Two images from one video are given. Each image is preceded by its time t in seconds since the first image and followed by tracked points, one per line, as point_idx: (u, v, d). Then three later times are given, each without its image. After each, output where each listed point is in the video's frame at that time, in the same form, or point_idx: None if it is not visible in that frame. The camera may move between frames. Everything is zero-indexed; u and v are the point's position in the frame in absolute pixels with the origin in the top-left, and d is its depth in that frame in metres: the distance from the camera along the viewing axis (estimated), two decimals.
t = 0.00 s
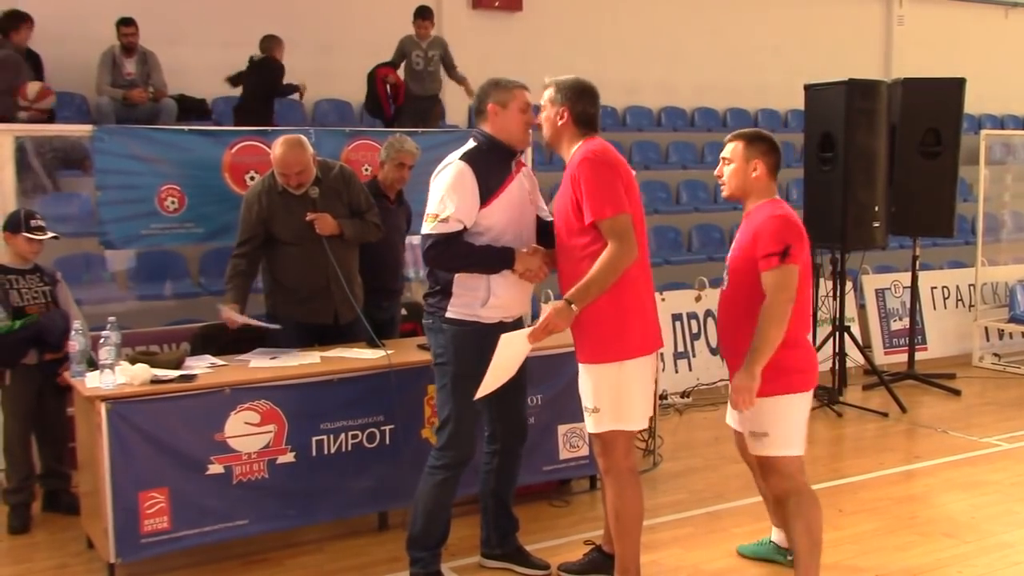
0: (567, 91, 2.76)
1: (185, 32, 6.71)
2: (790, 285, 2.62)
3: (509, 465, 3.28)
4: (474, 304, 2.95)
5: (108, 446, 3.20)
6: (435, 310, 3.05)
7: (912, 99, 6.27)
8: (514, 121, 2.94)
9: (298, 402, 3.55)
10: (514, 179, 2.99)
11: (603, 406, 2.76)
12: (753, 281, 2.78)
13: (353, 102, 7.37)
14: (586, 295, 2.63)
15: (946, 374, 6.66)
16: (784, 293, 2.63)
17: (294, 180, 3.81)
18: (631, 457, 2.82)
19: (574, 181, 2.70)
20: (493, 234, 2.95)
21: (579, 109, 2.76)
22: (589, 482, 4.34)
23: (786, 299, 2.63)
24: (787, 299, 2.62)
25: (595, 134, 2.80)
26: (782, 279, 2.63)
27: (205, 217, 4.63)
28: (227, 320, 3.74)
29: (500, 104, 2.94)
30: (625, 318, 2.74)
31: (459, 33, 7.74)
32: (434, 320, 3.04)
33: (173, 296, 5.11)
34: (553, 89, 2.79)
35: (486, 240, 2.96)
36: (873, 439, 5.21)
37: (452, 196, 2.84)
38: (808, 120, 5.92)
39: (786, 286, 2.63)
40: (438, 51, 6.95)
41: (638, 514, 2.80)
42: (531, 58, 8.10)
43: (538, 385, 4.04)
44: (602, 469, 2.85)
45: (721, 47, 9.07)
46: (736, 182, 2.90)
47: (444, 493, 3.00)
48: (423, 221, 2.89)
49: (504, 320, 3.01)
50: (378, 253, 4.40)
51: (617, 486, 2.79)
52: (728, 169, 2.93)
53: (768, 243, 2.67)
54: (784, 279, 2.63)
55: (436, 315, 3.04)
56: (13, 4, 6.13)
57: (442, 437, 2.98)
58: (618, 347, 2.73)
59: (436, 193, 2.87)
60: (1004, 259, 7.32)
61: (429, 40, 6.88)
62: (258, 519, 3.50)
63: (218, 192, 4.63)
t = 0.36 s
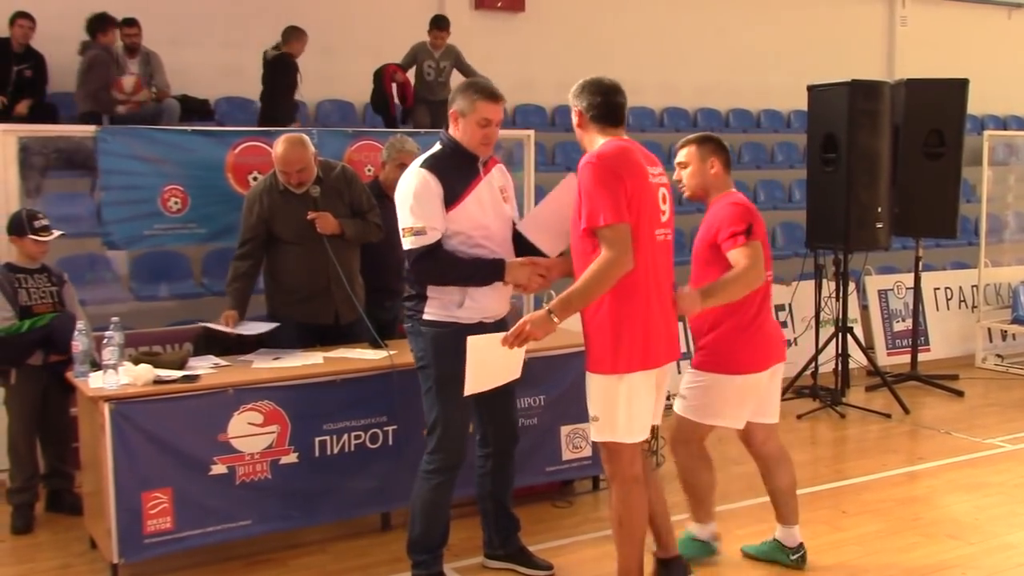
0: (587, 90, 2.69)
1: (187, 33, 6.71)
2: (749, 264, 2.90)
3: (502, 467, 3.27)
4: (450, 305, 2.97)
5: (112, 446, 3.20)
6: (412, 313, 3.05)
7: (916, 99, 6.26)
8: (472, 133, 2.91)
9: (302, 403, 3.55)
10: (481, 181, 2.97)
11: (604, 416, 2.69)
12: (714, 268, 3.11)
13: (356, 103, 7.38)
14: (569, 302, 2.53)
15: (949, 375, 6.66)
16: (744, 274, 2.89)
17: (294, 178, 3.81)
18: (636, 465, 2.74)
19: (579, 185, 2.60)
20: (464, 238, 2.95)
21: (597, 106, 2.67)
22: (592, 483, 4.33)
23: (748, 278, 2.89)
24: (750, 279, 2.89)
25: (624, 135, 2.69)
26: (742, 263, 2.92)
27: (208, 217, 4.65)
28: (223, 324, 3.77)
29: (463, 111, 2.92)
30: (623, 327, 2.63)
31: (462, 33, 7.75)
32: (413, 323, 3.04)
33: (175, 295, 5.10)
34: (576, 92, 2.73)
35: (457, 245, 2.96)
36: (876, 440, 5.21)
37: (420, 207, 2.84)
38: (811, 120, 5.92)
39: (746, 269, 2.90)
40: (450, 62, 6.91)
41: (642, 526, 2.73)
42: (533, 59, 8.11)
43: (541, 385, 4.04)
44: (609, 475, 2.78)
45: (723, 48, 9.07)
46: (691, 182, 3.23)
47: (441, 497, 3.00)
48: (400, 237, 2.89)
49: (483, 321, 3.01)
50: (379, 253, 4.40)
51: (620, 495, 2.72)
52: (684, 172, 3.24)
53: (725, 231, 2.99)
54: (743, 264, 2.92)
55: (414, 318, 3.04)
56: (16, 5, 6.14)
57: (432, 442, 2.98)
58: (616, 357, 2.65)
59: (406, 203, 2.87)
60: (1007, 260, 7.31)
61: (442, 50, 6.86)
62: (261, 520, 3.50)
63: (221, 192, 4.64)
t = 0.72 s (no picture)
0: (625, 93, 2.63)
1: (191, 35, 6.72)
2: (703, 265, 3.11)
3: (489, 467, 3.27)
4: (431, 306, 2.97)
5: (117, 448, 3.20)
6: (392, 313, 3.05)
7: (922, 99, 6.24)
8: (468, 137, 2.91)
9: (307, 405, 3.55)
10: (469, 186, 2.98)
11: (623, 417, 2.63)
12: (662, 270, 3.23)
13: (360, 104, 7.38)
14: (619, 297, 2.46)
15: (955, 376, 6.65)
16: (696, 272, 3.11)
17: (295, 177, 3.81)
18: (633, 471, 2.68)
19: (635, 185, 2.52)
20: (446, 240, 2.96)
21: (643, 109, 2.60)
22: (598, 484, 4.33)
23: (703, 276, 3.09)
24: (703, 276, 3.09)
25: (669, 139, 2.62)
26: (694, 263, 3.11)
27: (214, 219, 4.65)
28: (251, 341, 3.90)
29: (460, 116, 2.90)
30: (668, 334, 2.54)
31: (466, 34, 7.74)
32: (394, 323, 3.04)
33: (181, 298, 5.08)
34: (613, 96, 2.66)
35: (439, 248, 2.97)
36: (882, 441, 5.19)
37: (402, 207, 2.83)
38: (817, 120, 5.91)
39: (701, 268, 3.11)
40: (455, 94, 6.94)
41: (643, 533, 2.71)
42: (536, 60, 8.11)
43: (547, 387, 4.03)
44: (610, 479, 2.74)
45: (727, 49, 9.05)
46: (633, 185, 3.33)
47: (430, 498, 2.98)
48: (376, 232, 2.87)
49: (464, 322, 3.01)
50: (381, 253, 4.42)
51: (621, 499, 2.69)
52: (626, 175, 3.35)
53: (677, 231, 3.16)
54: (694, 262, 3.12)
55: (395, 318, 3.03)
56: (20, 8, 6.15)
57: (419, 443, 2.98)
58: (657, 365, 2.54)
59: (388, 200, 2.86)
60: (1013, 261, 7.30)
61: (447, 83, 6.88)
62: (266, 521, 3.50)
63: (226, 194, 4.65)
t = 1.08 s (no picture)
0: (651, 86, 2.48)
1: (196, 37, 6.73)
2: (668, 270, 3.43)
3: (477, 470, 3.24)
4: (419, 308, 2.93)
5: (123, 450, 3.20)
6: (379, 313, 3.01)
7: (927, 99, 6.22)
8: (470, 137, 2.92)
9: (311, 406, 3.54)
10: (464, 188, 2.98)
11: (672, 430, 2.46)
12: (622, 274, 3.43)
13: (364, 105, 7.38)
14: (659, 289, 2.34)
15: (961, 375, 6.63)
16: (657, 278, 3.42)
17: (308, 164, 3.85)
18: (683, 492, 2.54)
19: (674, 180, 2.36)
20: (440, 245, 2.94)
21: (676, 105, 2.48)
22: (603, 485, 4.32)
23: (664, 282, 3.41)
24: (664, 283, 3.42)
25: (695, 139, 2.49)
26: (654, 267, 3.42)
27: (218, 221, 4.65)
28: (252, 328, 3.85)
29: (461, 117, 2.91)
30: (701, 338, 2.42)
31: (470, 35, 7.74)
32: (379, 323, 3.00)
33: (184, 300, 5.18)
34: (636, 90, 2.51)
35: (431, 248, 2.94)
36: (888, 441, 5.18)
37: (399, 207, 2.81)
38: (821, 120, 5.89)
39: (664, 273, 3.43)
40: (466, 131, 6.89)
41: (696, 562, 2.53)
42: (539, 60, 8.10)
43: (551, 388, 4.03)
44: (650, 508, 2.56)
45: (731, 48, 9.04)
46: (581, 183, 3.44)
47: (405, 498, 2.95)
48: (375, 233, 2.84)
49: (451, 324, 2.99)
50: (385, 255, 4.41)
51: (671, 526, 2.52)
52: (575, 173, 3.45)
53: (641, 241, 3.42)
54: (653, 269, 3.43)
55: (380, 319, 3.00)
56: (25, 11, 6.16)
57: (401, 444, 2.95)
58: (690, 369, 2.42)
59: (385, 200, 2.83)
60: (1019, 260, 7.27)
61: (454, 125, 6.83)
62: (271, 522, 3.50)
63: (230, 196, 4.65)
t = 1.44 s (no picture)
0: (652, 78, 2.40)
1: (200, 37, 6.74)
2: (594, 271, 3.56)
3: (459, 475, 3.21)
4: (392, 315, 2.90)
5: (128, 450, 3.20)
6: (351, 320, 2.98)
7: (932, 98, 6.20)
8: (441, 141, 2.91)
9: (316, 406, 3.55)
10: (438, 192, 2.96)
11: (695, 448, 2.41)
12: (550, 272, 3.51)
13: (368, 105, 7.39)
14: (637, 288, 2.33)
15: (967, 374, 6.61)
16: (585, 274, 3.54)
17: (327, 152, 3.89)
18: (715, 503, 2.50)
19: (672, 184, 2.33)
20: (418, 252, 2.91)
21: (677, 102, 2.40)
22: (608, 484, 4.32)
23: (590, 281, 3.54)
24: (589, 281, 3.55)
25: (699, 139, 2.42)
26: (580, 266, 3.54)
27: (222, 221, 4.63)
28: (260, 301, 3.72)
29: (431, 121, 2.90)
30: (694, 343, 2.38)
31: (474, 35, 7.74)
32: (352, 330, 2.96)
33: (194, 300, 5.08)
34: (636, 82, 2.42)
35: (408, 255, 2.91)
36: (893, 440, 5.17)
37: (380, 214, 2.76)
38: (826, 119, 5.88)
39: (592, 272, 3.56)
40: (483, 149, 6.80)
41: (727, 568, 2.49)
42: (544, 60, 8.10)
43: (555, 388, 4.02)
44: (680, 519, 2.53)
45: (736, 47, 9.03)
46: (506, 183, 3.46)
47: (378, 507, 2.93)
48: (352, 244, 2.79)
49: (425, 330, 2.96)
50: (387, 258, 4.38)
51: (704, 541, 2.47)
52: (499, 172, 3.45)
53: (568, 238, 3.50)
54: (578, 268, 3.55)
55: (354, 325, 2.96)
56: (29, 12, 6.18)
57: (366, 453, 2.90)
58: (684, 374, 2.39)
59: (361, 207, 2.77)
60: None
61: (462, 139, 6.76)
62: (275, 523, 3.50)
63: (234, 196, 4.64)
